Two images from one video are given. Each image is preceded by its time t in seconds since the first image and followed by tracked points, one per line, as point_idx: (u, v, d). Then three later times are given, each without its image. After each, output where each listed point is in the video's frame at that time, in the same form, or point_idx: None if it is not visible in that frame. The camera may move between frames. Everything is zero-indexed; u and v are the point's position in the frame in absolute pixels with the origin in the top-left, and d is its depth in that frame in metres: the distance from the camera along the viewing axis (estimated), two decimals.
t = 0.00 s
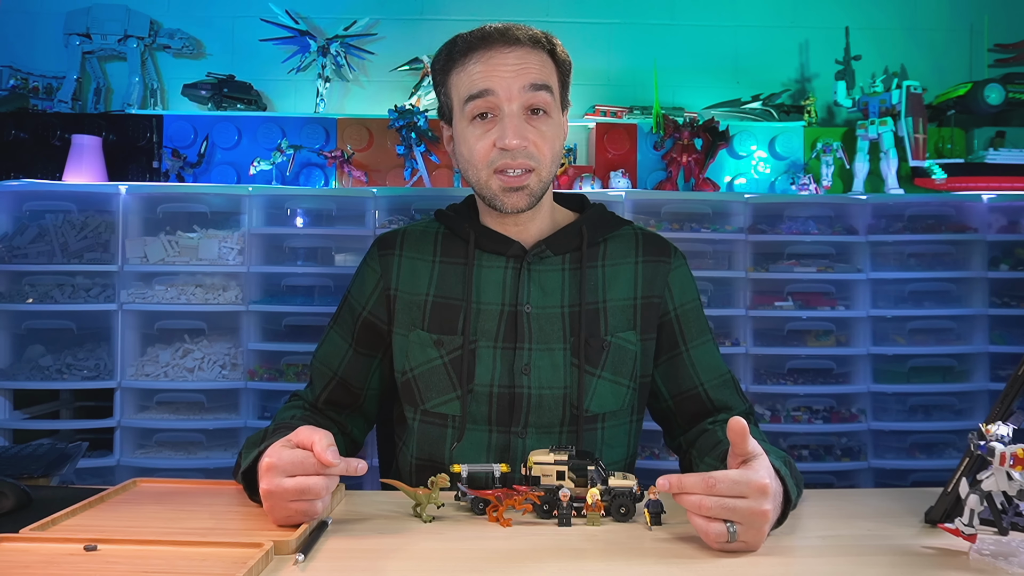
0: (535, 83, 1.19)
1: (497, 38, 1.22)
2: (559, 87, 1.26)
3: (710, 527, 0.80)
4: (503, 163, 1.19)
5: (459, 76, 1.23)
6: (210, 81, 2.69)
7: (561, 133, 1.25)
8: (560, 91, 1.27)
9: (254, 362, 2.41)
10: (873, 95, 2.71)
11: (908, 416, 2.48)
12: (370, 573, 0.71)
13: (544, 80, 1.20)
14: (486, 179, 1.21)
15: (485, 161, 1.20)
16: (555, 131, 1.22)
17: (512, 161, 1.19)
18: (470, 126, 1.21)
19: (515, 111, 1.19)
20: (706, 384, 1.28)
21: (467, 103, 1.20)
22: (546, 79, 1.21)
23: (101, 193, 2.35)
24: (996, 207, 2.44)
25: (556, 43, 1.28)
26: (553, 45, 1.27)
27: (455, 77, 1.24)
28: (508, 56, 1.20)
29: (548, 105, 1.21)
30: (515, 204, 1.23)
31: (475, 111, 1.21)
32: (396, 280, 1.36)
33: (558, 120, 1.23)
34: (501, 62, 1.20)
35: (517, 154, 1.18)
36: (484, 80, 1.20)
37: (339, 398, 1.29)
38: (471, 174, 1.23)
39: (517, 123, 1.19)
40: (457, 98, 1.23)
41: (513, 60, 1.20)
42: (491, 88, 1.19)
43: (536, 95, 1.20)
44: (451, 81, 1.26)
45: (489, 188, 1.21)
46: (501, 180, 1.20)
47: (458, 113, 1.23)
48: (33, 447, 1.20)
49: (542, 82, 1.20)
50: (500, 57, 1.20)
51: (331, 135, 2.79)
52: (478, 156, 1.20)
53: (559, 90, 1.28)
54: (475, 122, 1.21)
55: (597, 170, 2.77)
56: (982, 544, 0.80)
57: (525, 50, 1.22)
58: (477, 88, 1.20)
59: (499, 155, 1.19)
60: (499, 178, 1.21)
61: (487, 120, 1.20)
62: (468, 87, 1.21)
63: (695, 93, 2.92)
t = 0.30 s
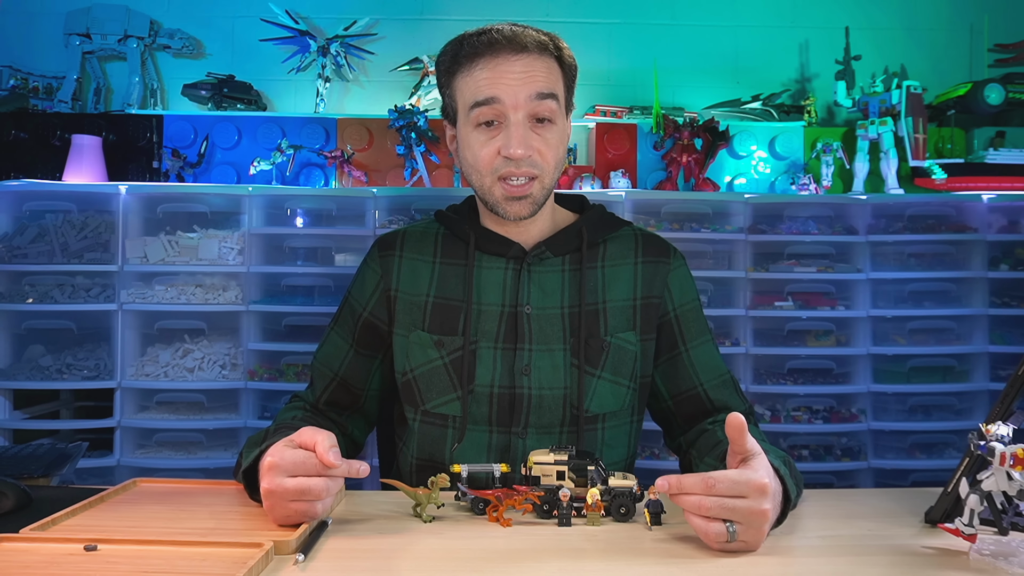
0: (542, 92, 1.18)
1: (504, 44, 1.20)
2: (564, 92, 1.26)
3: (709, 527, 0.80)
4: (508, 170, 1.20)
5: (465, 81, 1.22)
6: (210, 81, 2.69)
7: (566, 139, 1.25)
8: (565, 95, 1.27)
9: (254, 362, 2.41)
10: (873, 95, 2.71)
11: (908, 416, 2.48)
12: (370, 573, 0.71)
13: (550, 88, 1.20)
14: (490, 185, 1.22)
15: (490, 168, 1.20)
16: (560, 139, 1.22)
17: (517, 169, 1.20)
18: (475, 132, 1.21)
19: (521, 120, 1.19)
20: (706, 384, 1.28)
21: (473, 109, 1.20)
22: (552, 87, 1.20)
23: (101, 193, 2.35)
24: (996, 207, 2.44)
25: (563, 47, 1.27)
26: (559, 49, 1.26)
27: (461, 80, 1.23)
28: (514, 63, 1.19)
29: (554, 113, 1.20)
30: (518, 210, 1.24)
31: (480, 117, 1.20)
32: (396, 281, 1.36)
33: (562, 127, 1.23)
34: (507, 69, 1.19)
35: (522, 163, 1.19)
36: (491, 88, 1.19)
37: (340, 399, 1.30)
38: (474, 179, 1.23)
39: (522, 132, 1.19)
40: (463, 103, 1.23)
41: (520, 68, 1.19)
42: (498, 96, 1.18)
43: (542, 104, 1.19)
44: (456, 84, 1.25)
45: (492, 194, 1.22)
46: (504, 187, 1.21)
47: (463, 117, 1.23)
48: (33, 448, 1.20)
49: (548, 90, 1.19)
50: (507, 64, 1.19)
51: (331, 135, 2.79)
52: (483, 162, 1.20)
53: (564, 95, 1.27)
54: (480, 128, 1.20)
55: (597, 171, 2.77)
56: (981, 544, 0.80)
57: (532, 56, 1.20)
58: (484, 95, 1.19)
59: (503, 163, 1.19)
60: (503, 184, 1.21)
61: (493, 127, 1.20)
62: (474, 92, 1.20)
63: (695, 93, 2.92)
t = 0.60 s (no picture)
0: (571, 125, 1.16)
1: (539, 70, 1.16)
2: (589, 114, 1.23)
3: (745, 513, 0.81)
4: (525, 195, 1.21)
5: (494, 99, 1.19)
6: (210, 81, 2.70)
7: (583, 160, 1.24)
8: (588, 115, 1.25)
9: (254, 362, 2.41)
10: (873, 95, 2.71)
11: (908, 416, 2.49)
12: (370, 573, 0.71)
13: (579, 119, 1.17)
14: (505, 203, 1.23)
15: (508, 189, 1.21)
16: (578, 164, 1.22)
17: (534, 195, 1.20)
18: (497, 152, 1.20)
19: (546, 148, 1.17)
20: (702, 382, 1.28)
21: (497, 132, 1.18)
22: (579, 116, 1.18)
23: (101, 193, 2.35)
24: (996, 207, 2.44)
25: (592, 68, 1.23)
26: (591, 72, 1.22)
27: (488, 95, 1.20)
28: (547, 91, 1.16)
29: (577, 141, 1.19)
30: (528, 227, 1.26)
31: (505, 140, 1.18)
32: (395, 278, 1.36)
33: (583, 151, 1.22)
34: (537, 96, 1.16)
35: (541, 190, 1.20)
36: (519, 114, 1.16)
37: (339, 396, 1.30)
38: (490, 193, 1.24)
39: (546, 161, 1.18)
40: (487, 119, 1.20)
41: (549, 96, 1.16)
42: (526, 124, 1.16)
43: (568, 134, 1.17)
44: (484, 97, 1.21)
45: (506, 212, 1.24)
46: (520, 208, 1.23)
47: (486, 133, 1.21)
48: (33, 447, 1.20)
49: (577, 123, 1.17)
50: (537, 92, 1.16)
51: (331, 135, 2.79)
52: (501, 183, 1.21)
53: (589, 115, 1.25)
54: (502, 148, 1.19)
55: (597, 171, 2.78)
56: (981, 544, 0.80)
57: (566, 83, 1.17)
58: (512, 121, 1.16)
59: (522, 188, 1.20)
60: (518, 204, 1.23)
61: (516, 151, 1.19)
62: (502, 115, 1.18)
63: (695, 93, 2.92)
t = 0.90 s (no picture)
0: (565, 101, 1.17)
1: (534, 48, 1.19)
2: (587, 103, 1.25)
3: (734, 517, 0.79)
4: (520, 177, 1.20)
5: (490, 79, 1.21)
6: (210, 81, 2.70)
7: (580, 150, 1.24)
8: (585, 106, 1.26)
9: (254, 362, 2.41)
10: (873, 96, 2.71)
11: (908, 416, 2.49)
12: (370, 573, 0.71)
13: (574, 98, 1.19)
14: (500, 187, 1.22)
15: (502, 171, 1.21)
16: (574, 150, 1.21)
17: (528, 176, 1.19)
18: (492, 132, 1.20)
19: (541, 127, 1.18)
20: (704, 383, 1.28)
21: (492, 110, 1.19)
22: (575, 96, 1.19)
23: (101, 193, 2.35)
24: (996, 207, 2.44)
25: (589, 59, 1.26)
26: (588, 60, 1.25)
27: (485, 78, 1.22)
28: (542, 68, 1.18)
29: (573, 124, 1.20)
30: (522, 218, 1.24)
31: (499, 117, 1.19)
32: (396, 280, 1.36)
33: (580, 138, 1.23)
34: (533, 74, 1.18)
35: (535, 171, 1.19)
36: (514, 90, 1.18)
37: (340, 398, 1.30)
38: (485, 179, 1.23)
39: (540, 139, 1.18)
40: (484, 100, 1.22)
41: (546, 74, 1.18)
42: (521, 99, 1.17)
43: (564, 113, 1.18)
44: (481, 80, 1.23)
45: (501, 198, 1.22)
46: (514, 193, 1.21)
47: (482, 116, 1.22)
48: (33, 448, 1.20)
49: (572, 101, 1.18)
50: (534, 69, 1.18)
51: (331, 135, 2.79)
52: (496, 165, 1.20)
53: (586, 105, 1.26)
54: (497, 129, 1.20)
55: (597, 171, 2.78)
56: (981, 544, 0.80)
57: (562, 64, 1.19)
58: (506, 97, 1.18)
59: (516, 168, 1.19)
60: (513, 189, 1.21)
61: (510, 129, 1.19)
62: (497, 92, 1.19)
63: (695, 93, 2.92)
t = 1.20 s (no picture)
0: (556, 93, 1.18)
1: (524, 43, 1.21)
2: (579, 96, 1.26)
3: (730, 518, 0.80)
4: (515, 171, 1.20)
5: (482, 76, 1.22)
6: (210, 81, 2.70)
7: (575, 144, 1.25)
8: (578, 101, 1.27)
9: (254, 362, 2.41)
10: (873, 95, 2.71)
11: (908, 416, 2.49)
12: (369, 573, 0.71)
13: (565, 90, 1.20)
14: (495, 183, 1.22)
15: (497, 167, 1.21)
16: (569, 143, 1.22)
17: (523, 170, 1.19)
18: (486, 128, 1.21)
19: (534, 120, 1.19)
20: (704, 384, 1.28)
21: (485, 105, 1.20)
22: (567, 89, 1.20)
23: (101, 193, 2.35)
24: (996, 207, 2.44)
25: (581, 54, 1.27)
26: (579, 55, 1.26)
27: (477, 75, 1.23)
28: (533, 61, 1.19)
29: (566, 117, 1.20)
30: (520, 214, 1.24)
31: (492, 113, 1.20)
32: (396, 281, 1.36)
33: (574, 131, 1.23)
34: (524, 68, 1.19)
35: (530, 164, 1.19)
36: (506, 84, 1.19)
37: (340, 399, 1.30)
38: (480, 176, 1.23)
39: (533, 132, 1.19)
40: (477, 97, 1.22)
41: (537, 67, 1.19)
42: (512, 93, 1.18)
43: (556, 105, 1.19)
44: (473, 78, 1.25)
45: (498, 194, 1.22)
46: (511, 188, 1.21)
47: (475, 112, 1.23)
48: (33, 448, 1.20)
49: (563, 93, 1.19)
50: (525, 63, 1.19)
51: (331, 135, 2.79)
52: (491, 160, 1.20)
53: (579, 99, 1.27)
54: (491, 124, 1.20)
55: (597, 171, 2.77)
56: (981, 544, 0.80)
57: (552, 58, 1.21)
58: (498, 91, 1.19)
59: (511, 163, 1.19)
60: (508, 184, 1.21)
61: (503, 124, 1.20)
62: (489, 88, 1.20)
63: (695, 93, 2.92)
